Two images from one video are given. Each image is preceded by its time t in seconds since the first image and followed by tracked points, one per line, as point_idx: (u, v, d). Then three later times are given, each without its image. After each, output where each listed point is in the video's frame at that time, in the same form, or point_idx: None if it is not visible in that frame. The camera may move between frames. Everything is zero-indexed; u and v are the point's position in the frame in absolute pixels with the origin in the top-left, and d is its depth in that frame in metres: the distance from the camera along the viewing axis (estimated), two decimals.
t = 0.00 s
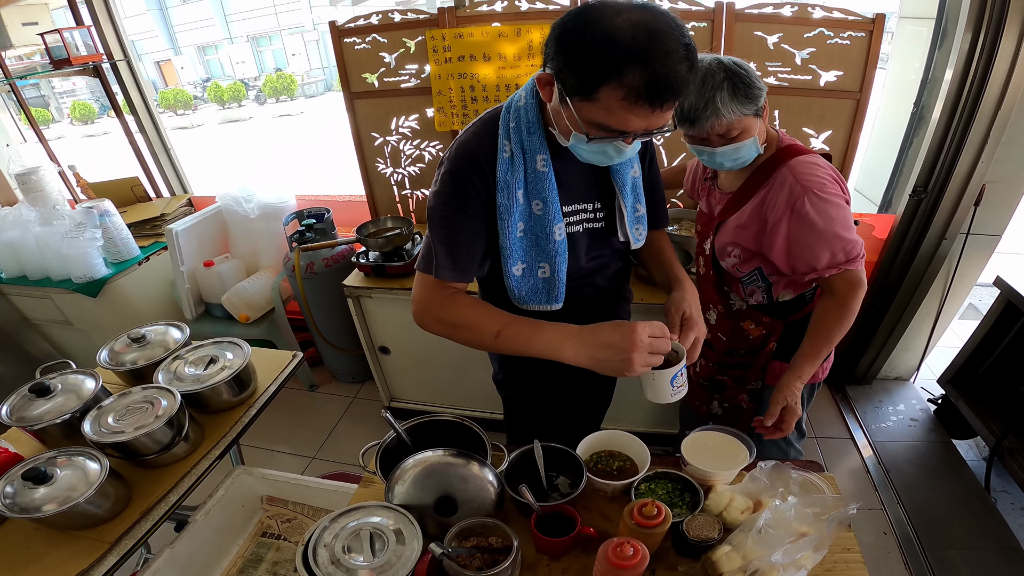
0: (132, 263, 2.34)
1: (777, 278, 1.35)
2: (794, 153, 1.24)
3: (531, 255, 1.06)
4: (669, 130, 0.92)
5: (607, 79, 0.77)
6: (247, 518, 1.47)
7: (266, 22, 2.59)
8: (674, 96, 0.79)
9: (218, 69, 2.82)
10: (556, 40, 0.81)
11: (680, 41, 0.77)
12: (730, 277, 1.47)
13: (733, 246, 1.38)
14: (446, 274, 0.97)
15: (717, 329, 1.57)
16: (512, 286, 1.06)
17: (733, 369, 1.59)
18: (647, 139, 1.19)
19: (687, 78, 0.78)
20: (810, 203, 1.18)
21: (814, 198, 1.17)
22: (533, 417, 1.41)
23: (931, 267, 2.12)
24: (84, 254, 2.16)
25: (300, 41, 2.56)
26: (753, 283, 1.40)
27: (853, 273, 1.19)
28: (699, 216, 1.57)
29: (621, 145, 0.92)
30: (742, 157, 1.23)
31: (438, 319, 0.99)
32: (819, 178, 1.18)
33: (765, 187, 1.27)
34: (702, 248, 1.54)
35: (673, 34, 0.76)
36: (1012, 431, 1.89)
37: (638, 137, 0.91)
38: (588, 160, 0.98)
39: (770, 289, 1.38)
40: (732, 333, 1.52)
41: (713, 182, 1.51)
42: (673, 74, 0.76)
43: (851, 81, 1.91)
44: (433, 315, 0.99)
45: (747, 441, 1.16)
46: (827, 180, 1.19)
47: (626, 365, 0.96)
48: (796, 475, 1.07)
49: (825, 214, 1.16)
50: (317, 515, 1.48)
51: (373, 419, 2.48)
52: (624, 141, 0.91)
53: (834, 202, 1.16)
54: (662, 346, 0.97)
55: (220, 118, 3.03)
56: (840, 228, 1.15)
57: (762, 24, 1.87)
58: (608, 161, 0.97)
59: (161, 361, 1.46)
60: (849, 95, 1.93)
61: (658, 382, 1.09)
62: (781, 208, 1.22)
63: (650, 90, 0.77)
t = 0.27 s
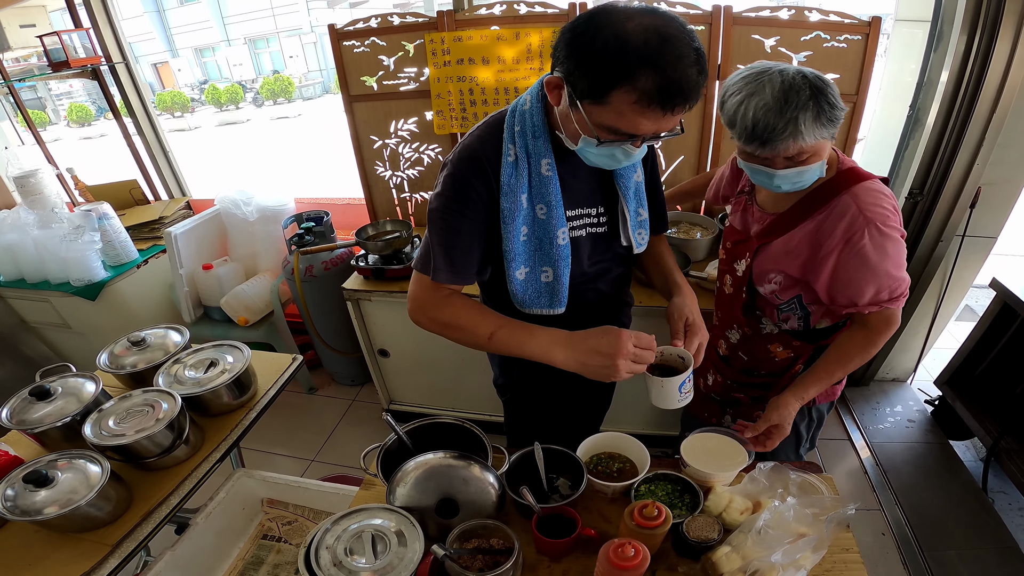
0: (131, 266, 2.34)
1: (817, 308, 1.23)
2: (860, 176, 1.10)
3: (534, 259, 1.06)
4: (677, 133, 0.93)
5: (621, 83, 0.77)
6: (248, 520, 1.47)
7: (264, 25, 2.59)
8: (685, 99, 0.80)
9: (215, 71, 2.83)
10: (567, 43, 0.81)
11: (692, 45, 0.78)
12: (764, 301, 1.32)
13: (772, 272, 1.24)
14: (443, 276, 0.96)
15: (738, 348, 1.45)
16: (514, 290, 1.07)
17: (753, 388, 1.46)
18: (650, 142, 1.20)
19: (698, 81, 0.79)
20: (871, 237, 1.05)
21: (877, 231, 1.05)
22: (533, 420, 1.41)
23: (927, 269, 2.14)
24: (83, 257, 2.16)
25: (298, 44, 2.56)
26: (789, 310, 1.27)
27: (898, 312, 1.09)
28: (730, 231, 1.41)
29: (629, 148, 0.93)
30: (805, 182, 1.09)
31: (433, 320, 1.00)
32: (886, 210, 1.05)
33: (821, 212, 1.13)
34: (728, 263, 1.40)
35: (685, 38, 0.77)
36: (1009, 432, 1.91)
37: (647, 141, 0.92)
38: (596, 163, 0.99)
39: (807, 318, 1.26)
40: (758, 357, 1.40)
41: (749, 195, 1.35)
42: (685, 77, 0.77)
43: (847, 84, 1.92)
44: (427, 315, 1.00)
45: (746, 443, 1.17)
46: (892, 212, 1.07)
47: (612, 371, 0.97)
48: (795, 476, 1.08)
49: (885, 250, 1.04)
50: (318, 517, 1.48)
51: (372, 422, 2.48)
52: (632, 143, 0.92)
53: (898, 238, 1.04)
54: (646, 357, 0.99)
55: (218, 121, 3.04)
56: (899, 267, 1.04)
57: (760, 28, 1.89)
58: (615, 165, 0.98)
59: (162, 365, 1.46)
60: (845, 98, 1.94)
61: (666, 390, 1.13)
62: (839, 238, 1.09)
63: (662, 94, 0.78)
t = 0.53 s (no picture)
0: (129, 268, 2.34)
1: (878, 343, 1.13)
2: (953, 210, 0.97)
3: (535, 263, 1.07)
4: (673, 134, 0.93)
5: (611, 85, 0.78)
6: (248, 521, 1.47)
7: (263, 27, 2.59)
8: (677, 100, 0.81)
9: (213, 73, 2.84)
10: (558, 48, 0.82)
11: (681, 46, 0.78)
12: (822, 337, 1.18)
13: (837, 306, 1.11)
14: (448, 283, 0.97)
15: (777, 377, 1.31)
16: (516, 294, 1.08)
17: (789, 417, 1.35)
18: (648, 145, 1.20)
19: (688, 82, 0.79)
20: (963, 280, 0.95)
21: (970, 274, 0.94)
22: (533, 421, 1.42)
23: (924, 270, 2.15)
24: (82, 260, 2.15)
25: (296, 46, 2.56)
26: (847, 345, 1.16)
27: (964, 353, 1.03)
28: (781, 255, 1.24)
29: (624, 150, 0.93)
30: (898, 221, 0.98)
31: (438, 323, 1.01)
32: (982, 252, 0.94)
33: (906, 248, 1.00)
34: (777, 289, 1.24)
35: (674, 39, 0.78)
36: (1006, 432, 1.91)
37: (641, 143, 0.92)
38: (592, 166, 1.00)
39: (868, 353, 1.15)
40: (800, 388, 1.27)
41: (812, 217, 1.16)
42: (674, 77, 0.77)
43: (844, 86, 1.94)
44: (438, 320, 1.01)
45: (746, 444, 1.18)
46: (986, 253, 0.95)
47: (619, 358, 0.95)
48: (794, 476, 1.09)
49: (971, 295, 0.95)
50: (318, 519, 1.48)
51: (371, 424, 2.48)
52: (626, 146, 0.92)
53: (987, 283, 0.95)
54: (655, 340, 0.97)
55: (215, 123, 3.13)
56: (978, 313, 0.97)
57: (757, 30, 1.89)
58: (610, 167, 0.99)
59: (161, 367, 1.46)
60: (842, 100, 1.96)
61: (669, 385, 1.15)
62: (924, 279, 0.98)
63: (652, 95, 0.78)
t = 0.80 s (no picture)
0: (127, 270, 2.33)
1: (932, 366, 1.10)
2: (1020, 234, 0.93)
3: (532, 263, 1.07)
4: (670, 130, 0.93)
5: (604, 77, 0.78)
6: (247, 523, 1.47)
7: (261, 29, 2.59)
8: (671, 91, 0.81)
9: (211, 74, 2.82)
10: (551, 46, 0.83)
11: (672, 39, 0.79)
12: (873, 368, 1.12)
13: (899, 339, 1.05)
14: (445, 282, 0.97)
15: (814, 404, 1.27)
16: (513, 294, 1.08)
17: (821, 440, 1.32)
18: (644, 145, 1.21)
19: (681, 74, 0.80)
20: None
21: None
22: (532, 423, 1.42)
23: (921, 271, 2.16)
24: (79, 261, 2.15)
25: (294, 47, 2.57)
26: (900, 373, 1.12)
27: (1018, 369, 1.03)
28: (822, 282, 1.15)
29: (622, 146, 0.93)
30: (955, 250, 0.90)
31: (436, 324, 1.01)
32: None
33: (974, 276, 0.95)
34: (821, 319, 1.17)
35: (664, 32, 0.79)
36: (1004, 433, 1.91)
37: (638, 138, 0.92)
38: (591, 163, 0.99)
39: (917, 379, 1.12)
40: (835, 414, 1.24)
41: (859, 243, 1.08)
42: (667, 67, 0.78)
43: (840, 88, 1.95)
44: (434, 320, 1.01)
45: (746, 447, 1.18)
46: None
47: (629, 326, 0.94)
48: (792, 476, 1.09)
49: None
50: (317, 520, 1.47)
51: (370, 426, 2.48)
52: (624, 141, 0.92)
53: None
54: (660, 306, 0.97)
55: (214, 124, 3.04)
56: None
57: (754, 32, 1.90)
58: (609, 164, 0.99)
59: (159, 369, 1.46)
60: (839, 102, 1.97)
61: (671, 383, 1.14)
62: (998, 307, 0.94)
63: (646, 86, 0.79)
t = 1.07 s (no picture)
0: (125, 271, 2.33)
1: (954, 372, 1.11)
2: None
3: (528, 264, 1.07)
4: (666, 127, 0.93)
5: (603, 74, 0.79)
6: (245, 524, 1.47)
7: (259, 29, 2.59)
8: (667, 88, 0.81)
9: (209, 75, 2.83)
10: (549, 45, 0.83)
11: (668, 36, 0.80)
12: (901, 382, 1.13)
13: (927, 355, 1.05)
14: (440, 284, 0.97)
15: (835, 417, 1.28)
16: (509, 294, 1.08)
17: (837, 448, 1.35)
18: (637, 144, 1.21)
19: (677, 70, 0.80)
20: None
21: None
22: (530, 423, 1.41)
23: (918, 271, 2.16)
24: (77, 263, 2.14)
25: (292, 48, 2.57)
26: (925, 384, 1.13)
27: None
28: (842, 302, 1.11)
29: (618, 143, 0.93)
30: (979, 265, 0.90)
31: (434, 324, 1.01)
32: None
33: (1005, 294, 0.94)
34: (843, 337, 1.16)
35: (659, 29, 0.79)
36: (1001, 432, 1.92)
37: (635, 136, 0.92)
38: (588, 162, 0.99)
39: (941, 386, 1.14)
40: (856, 426, 1.26)
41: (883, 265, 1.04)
42: (664, 63, 0.78)
43: (838, 88, 1.95)
44: (430, 322, 1.01)
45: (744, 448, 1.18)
46: None
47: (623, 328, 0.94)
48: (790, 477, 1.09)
49: None
50: (315, 522, 1.47)
51: (368, 427, 2.47)
52: (620, 138, 0.92)
53: None
54: (660, 306, 0.97)
55: (210, 125, 3.06)
56: None
57: (752, 33, 1.91)
58: (605, 162, 0.99)
59: (157, 370, 1.45)
60: (837, 102, 1.97)
61: (672, 379, 1.14)
62: None
63: (644, 83, 0.79)
